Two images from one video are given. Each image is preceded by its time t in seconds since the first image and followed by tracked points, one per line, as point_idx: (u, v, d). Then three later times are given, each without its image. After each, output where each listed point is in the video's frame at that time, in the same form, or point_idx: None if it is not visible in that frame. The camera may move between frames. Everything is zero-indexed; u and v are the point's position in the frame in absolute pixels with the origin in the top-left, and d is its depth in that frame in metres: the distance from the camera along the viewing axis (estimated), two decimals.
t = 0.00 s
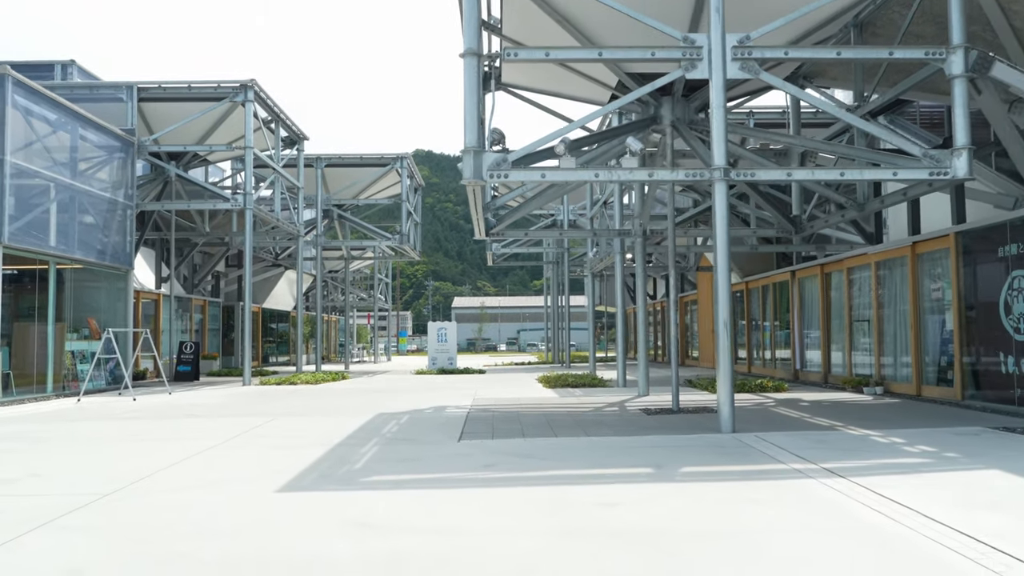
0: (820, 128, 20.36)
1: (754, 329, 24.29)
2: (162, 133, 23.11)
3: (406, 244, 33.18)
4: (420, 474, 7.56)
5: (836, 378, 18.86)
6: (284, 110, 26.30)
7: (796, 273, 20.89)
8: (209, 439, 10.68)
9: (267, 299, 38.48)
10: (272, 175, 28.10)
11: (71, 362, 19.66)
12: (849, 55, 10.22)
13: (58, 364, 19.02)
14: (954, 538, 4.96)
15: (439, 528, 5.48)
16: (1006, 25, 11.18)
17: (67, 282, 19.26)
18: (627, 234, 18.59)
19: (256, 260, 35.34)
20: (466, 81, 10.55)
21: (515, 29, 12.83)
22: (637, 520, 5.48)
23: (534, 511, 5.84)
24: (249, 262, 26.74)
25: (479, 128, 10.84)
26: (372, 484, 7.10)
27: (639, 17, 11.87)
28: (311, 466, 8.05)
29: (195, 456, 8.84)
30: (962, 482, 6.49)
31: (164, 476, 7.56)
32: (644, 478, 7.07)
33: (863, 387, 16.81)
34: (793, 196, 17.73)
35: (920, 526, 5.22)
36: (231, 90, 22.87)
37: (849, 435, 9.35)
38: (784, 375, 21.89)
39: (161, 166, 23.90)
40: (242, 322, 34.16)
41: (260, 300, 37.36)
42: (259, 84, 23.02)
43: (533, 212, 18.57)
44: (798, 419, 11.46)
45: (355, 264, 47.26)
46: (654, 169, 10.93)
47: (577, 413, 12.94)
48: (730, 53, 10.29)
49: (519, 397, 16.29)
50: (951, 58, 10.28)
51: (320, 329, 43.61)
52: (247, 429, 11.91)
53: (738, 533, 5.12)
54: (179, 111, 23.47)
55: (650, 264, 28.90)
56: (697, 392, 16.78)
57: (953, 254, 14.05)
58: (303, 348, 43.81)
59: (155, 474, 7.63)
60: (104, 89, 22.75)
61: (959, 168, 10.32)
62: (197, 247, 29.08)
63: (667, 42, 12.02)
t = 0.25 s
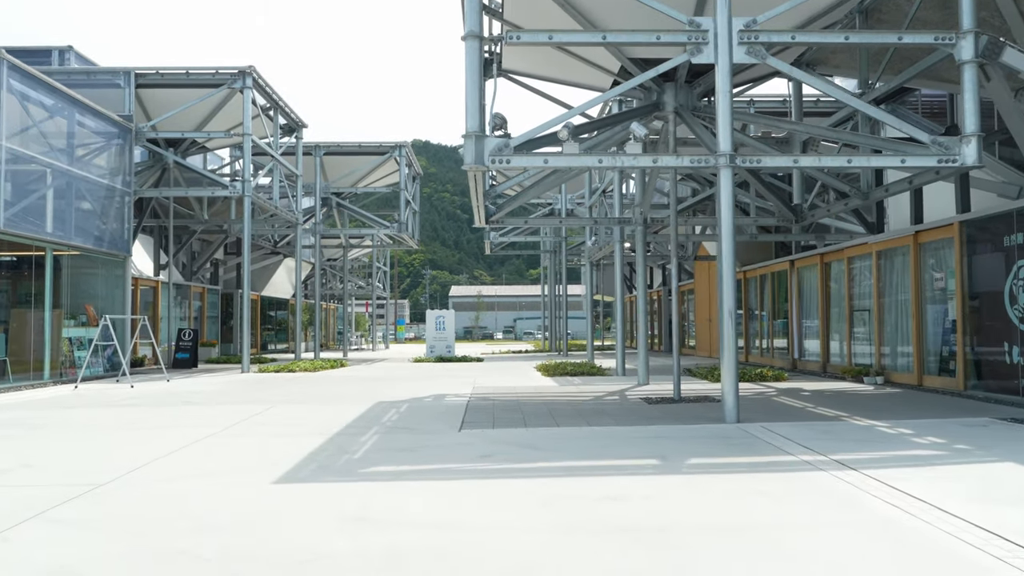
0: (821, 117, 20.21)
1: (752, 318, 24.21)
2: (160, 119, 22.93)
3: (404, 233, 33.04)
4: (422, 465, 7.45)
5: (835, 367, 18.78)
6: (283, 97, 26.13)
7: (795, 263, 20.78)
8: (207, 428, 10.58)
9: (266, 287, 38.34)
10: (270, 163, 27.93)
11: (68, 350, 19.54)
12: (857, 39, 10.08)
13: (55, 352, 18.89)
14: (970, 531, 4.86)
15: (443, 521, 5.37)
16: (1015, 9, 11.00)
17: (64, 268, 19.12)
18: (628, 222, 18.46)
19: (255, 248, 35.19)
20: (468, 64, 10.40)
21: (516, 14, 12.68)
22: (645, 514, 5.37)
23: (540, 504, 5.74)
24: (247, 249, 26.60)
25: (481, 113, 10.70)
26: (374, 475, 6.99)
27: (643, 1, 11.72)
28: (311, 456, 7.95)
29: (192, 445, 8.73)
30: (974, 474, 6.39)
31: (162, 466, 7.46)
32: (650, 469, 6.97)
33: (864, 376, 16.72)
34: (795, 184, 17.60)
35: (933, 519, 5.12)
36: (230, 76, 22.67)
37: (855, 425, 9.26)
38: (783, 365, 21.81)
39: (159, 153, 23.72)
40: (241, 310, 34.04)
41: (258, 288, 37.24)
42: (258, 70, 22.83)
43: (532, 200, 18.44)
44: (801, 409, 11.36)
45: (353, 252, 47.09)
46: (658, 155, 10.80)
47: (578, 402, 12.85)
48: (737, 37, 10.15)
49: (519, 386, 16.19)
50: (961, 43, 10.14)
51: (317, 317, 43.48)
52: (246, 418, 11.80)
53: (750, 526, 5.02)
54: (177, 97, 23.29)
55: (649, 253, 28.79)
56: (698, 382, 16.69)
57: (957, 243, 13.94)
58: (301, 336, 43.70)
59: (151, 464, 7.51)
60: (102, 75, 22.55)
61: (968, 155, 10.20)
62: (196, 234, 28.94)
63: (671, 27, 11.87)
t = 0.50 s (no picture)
0: (819, 111, 20.14)
1: (749, 313, 24.14)
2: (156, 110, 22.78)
3: (401, 225, 32.94)
4: (425, 465, 7.36)
5: (833, 362, 18.74)
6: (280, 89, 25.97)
7: (792, 257, 20.72)
8: (205, 423, 10.49)
9: (263, 279, 38.22)
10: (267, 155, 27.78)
11: (64, 341, 19.42)
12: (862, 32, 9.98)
13: (50, 343, 18.77)
14: (985, 538, 4.78)
15: (448, 527, 5.28)
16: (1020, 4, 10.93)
17: (59, 260, 19.00)
18: (626, 215, 18.36)
19: (252, 239, 35.06)
20: (468, 54, 10.29)
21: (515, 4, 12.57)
22: (655, 520, 5.29)
23: (547, 510, 5.65)
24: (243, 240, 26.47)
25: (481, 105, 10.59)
26: (377, 476, 6.90)
27: None
28: (312, 455, 7.85)
29: (190, 443, 8.63)
30: (986, 478, 6.31)
31: (161, 465, 7.37)
32: (656, 471, 6.89)
33: (862, 371, 16.67)
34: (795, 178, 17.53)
35: (947, 525, 5.05)
36: (226, 68, 22.50)
37: (860, 425, 9.18)
38: (778, 359, 21.78)
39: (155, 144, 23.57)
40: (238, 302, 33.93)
41: (255, 280, 37.11)
42: (254, 62, 22.68)
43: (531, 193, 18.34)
44: (803, 406, 11.29)
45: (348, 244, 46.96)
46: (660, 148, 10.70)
47: (579, 398, 12.77)
48: (740, 28, 10.05)
49: (518, 380, 16.11)
50: (967, 36, 10.06)
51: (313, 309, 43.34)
52: (243, 413, 11.70)
53: (762, 533, 4.94)
54: (173, 88, 23.13)
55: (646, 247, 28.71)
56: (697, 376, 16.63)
57: (958, 238, 13.87)
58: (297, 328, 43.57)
59: (147, 464, 7.40)
60: (98, 66, 22.42)
61: (973, 149, 10.12)
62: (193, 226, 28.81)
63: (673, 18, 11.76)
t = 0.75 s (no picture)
0: (814, 110, 20.10)
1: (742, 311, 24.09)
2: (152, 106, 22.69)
3: (396, 222, 32.84)
4: (421, 466, 7.28)
5: (825, 360, 18.69)
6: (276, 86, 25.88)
7: (784, 256, 20.67)
8: (199, 421, 10.40)
9: (258, 275, 38.13)
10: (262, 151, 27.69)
11: (58, 337, 19.32)
12: (862, 28, 9.93)
13: (44, 338, 18.66)
14: (992, 543, 4.72)
15: (446, 531, 5.20)
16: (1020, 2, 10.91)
17: (54, 255, 18.89)
18: (621, 213, 18.28)
19: (248, 236, 34.98)
20: (465, 49, 10.20)
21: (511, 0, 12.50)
22: (656, 525, 5.21)
23: (547, 513, 5.57)
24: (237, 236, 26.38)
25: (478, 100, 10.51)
26: (373, 477, 6.82)
27: None
28: (308, 455, 7.77)
29: (184, 441, 8.54)
30: (989, 481, 6.25)
31: (154, 464, 7.28)
32: (655, 472, 6.82)
33: (855, 370, 16.62)
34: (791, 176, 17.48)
35: (952, 530, 4.99)
36: (222, 64, 22.39)
37: (859, 424, 9.13)
38: (770, 357, 21.73)
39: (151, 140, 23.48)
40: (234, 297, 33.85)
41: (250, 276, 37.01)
42: (250, 58, 22.58)
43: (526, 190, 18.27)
44: (799, 406, 11.22)
45: (343, 241, 46.85)
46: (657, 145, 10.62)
47: (574, 396, 12.70)
48: (739, 24, 9.99)
49: (513, 377, 16.04)
50: (967, 33, 10.03)
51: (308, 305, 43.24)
52: (236, 410, 11.61)
53: (766, 538, 4.87)
54: (169, 84, 23.02)
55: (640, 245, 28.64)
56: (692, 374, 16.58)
57: (953, 237, 13.81)
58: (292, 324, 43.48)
59: (139, 463, 7.31)
60: (94, 61, 22.33)
61: (973, 147, 10.08)
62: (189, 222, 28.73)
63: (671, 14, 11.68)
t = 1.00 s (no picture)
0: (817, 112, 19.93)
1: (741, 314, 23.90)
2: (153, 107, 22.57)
3: (397, 224, 32.77)
4: (416, 475, 7.12)
5: (824, 363, 18.50)
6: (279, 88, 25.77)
7: (784, 259, 20.50)
8: (195, 426, 10.26)
9: (261, 276, 38.06)
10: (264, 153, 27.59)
11: (59, 338, 19.23)
12: (869, 29, 9.75)
13: (45, 340, 18.56)
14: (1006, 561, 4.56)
15: (442, 546, 5.05)
16: None
17: (54, 256, 18.79)
18: (623, 216, 18.10)
19: (251, 237, 34.91)
20: (465, 50, 10.05)
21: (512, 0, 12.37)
22: (659, 540, 5.05)
23: (547, 527, 5.41)
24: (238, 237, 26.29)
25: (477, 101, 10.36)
26: (368, 487, 6.67)
27: None
28: (303, 463, 7.61)
29: (179, 447, 8.40)
30: (1001, 493, 6.08)
31: (147, 472, 7.14)
32: (658, 482, 6.66)
33: (855, 373, 16.43)
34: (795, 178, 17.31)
35: (966, 545, 4.82)
36: (224, 66, 22.27)
37: (864, 432, 8.96)
38: (769, 360, 21.55)
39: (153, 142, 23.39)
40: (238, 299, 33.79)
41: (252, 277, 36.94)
42: (252, 61, 22.49)
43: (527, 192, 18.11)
44: (801, 411, 11.05)
45: (344, 243, 46.77)
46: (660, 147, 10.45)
47: (574, 400, 12.54)
48: (744, 24, 9.83)
49: (513, 380, 15.90)
50: (976, 33, 9.83)
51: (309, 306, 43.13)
52: (233, 414, 11.47)
53: (773, 553, 4.71)
54: (171, 85, 22.92)
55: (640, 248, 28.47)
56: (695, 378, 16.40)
57: (957, 240, 13.61)
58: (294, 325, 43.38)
59: (132, 472, 7.17)
60: (96, 63, 22.24)
61: (981, 150, 9.90)
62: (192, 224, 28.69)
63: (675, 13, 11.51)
